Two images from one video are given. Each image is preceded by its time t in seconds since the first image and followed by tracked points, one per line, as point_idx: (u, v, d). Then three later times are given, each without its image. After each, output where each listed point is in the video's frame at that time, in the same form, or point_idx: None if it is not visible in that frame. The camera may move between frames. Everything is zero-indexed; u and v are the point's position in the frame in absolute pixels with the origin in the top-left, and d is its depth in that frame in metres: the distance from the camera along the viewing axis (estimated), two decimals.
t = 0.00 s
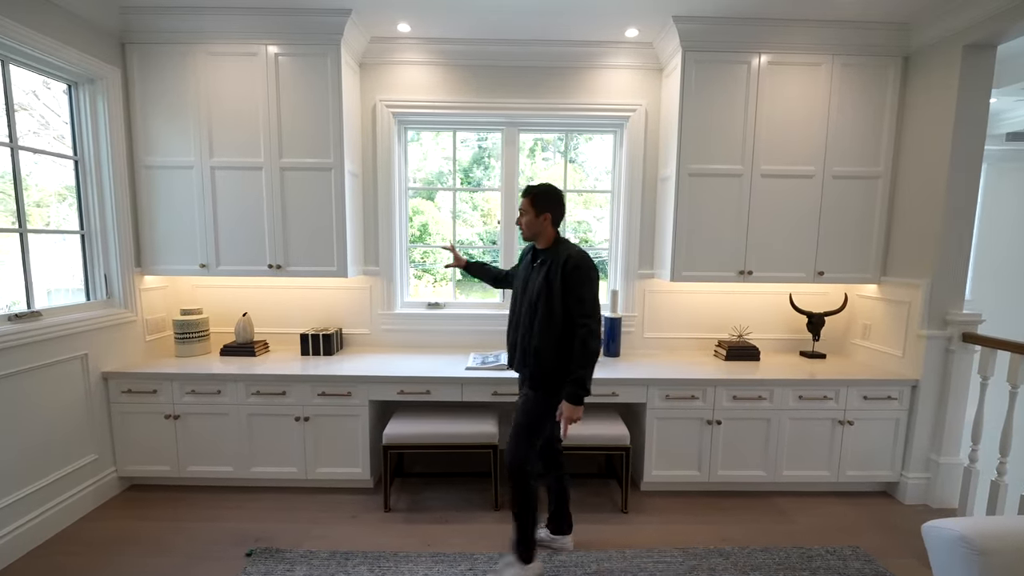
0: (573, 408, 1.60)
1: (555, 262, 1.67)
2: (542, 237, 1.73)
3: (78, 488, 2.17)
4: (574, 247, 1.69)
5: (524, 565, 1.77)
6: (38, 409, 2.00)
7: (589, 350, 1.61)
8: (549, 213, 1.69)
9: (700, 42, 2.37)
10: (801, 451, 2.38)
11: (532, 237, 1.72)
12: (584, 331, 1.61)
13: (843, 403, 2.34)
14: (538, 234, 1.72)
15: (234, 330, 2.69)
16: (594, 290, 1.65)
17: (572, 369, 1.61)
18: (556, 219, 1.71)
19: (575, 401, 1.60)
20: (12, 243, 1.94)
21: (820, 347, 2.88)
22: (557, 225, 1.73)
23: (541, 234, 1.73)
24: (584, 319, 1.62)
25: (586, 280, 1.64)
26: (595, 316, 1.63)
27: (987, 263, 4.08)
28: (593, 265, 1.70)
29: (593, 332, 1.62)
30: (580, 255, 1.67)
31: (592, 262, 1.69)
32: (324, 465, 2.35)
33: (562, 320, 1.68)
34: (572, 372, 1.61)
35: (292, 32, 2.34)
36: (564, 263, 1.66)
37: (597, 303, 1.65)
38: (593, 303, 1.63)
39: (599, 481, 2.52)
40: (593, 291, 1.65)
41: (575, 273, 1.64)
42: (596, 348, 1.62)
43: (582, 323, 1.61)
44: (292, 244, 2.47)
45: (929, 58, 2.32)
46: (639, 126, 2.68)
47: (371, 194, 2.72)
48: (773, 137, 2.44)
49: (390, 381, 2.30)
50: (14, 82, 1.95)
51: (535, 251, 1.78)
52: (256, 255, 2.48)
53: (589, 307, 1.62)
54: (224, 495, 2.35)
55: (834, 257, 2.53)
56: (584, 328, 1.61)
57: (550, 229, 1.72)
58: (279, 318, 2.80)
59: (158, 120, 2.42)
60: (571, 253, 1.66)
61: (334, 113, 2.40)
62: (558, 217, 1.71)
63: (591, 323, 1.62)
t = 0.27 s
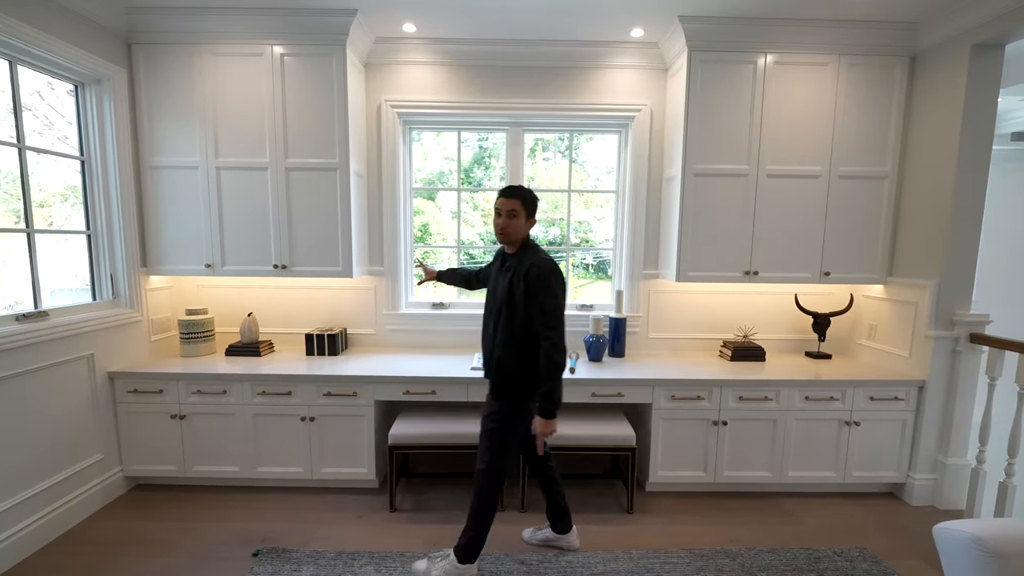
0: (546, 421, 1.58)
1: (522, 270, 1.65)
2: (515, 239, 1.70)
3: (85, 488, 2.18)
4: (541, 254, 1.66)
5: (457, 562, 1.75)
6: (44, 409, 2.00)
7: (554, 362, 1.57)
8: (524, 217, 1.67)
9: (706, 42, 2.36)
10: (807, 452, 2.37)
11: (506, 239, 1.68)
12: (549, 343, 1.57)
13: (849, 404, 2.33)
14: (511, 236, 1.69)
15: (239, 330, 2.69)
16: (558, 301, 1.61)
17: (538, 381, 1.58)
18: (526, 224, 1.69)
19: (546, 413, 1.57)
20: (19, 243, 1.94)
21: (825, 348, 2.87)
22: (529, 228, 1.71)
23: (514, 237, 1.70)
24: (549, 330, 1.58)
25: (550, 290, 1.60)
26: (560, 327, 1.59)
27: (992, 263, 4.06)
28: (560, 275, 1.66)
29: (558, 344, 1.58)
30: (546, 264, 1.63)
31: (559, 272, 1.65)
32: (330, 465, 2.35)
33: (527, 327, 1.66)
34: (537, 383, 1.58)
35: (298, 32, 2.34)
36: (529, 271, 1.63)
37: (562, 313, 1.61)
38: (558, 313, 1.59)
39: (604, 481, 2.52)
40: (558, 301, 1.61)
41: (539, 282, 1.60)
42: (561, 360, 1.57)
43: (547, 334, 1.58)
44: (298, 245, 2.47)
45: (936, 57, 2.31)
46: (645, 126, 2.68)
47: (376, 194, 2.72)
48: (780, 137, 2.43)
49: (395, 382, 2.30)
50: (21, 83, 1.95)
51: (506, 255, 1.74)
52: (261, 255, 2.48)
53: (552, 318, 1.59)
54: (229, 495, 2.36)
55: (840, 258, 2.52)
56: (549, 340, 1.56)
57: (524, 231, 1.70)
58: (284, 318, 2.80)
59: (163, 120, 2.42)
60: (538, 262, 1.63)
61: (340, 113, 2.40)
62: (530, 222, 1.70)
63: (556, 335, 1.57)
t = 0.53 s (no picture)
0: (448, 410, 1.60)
1: (478, 270, 1.65)
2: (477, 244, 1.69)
3: (94, 486, 2.19)
4: (501, 260, 1.62)
5: (463, 563, 1.75)
6: (54, 408, 2.02)
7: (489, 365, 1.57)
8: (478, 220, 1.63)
9: (714, 41, 2.36)
10: (815, 453, 2.36)
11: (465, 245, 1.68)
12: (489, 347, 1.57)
13: (857, 405, 2.32)
14: (471, 241, 1.68)
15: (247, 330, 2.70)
16: (512, 309, 1.57)
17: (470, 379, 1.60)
18: (488, 227, 1.66)
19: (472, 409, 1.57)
20: (31, 243, 1.96)
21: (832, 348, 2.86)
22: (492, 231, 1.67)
23: (475, 242, 1.69)
24: (492, 334, 1.57)
25: (503, 297, 1.57)
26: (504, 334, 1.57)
27: (1001, 263, 4.03)
28: (519, 284, 1.60)
29: (498, 349, 1.57)
30: (503, 271, 1.59)
31: (516, 278, 1.59)
32: (337, 464, 2.36)
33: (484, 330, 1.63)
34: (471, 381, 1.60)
35: (305, 33, 2.35)
36: (487, 273, 1.61)
37: (511, 322, 1.58)
38: (506, 321, 1.56)
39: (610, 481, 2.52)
40: (509, 309, 1.57)
41: (493, 287, 1.57)
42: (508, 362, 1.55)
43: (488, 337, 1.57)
44: (305, 245, 2.48)
45: (945, 56, 2.30)
46: (651, 126, 2.67)
47: (382, 195, 2.73)
48: (787, 136, 2.42)
49: (402, 381, 2.30)
50: (31, 84, 1.97)
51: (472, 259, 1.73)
52: (268, 255, 2.49)
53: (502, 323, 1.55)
54: (237, 494, 2.37)
55: (848, 258, 2.50)
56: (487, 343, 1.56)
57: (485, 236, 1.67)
58: (290, 318, 2.81)
59: (171, 121, 2.44)
60: (496, 266, 1.60)
61: (347, 114, 2.41)
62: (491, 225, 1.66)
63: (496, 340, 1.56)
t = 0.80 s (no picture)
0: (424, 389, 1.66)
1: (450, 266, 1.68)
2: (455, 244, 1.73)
3: (116, 482, 2.24)
4: (468, 256, 1.63)
5: (479, 563, 1.76)
6: (79, 405, 2.07)
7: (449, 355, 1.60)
8: (448, 219, 1.66)
9: (730, 40, 2.33)
10: (833, 457, 2.32)
11: (443, 246, 1.73)
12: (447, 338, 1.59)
13: (877, 408, 2.28)
14: (449, 242, 1.72)
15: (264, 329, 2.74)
16: (471, 303, 1.57)
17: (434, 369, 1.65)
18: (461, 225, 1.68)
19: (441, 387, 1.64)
20: (57, 244, 2.01)
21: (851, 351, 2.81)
22: (465, 229, 1.69)
23: (452, 242, 1.73)
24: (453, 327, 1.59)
25: (464, 290, 1.58)
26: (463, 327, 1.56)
27: None
28: (482, 279, 1.59)
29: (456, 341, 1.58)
30: (468, 265, 1.60)
31: (479, 268, 1.61)
32: (352, 463, 2.38)
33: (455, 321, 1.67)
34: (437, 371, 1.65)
35: (321, 36, 2.38)
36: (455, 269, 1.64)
37: (471, 315, 1.57)
38: (464, 314, 1.56)
39: (624, 484, 2.50)
40: (470, 303, 1.57)
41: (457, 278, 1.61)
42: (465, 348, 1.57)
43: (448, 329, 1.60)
44: (320, 246, 2.51)
45: (969, 52, 2.25)
46: (665, 126, 2.65)
47: (397, 196, 2.74)
48: (805, 136, 2.39)
49: (416, 382, 2.31)
50: (56, 90, 2.02)
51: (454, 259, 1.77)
52: (285, 256, 2.52)
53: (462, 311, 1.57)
54: (254, 492, 2.40)
55: (867, 258, 2.46)
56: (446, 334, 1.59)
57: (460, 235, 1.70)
58: (306, 318, 2.85)
59: (191, 124, 2.48)
60: (462, 261, 1.62)
61: (362, 116, 2.43)
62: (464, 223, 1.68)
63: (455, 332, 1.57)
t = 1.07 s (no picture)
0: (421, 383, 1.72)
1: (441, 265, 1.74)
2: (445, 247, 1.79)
3: (147, 474, 2.31)
4: (457, 253, 1.70)
5: (497, 565, 1.77)
6: (113, 400, 2.14)
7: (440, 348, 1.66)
8: (439, 222, 1.73)
9: (757, 34, 2.27)
10: (865, 465, 2.24)
11: (435, 248, 1.79)
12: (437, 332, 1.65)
13: (912, 415, 2.19)
14: (440, 245, 1.79)
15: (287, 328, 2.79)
16: (459, 296, 1.63)
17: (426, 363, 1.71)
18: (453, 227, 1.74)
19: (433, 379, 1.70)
20: (94, 245, 2.09)
21: (883, 355, 2.71)
22: (455, 232, 1.75)
23: (444, 244, 1.78)
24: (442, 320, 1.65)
25: (451, 284, 1.64)
26: (451, 319, 1.63)
27: None
28: (469, 274, 1.66)
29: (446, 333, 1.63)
30: (456, 261, 1.67)
31: (465, 262, 1.67)
32: (372, 461, 2.41)
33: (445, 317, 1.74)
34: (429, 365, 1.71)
35: (344, 40, 2.41)
36: (445, 267, 1.71)
37: (459, 308, 1.63)
38: (453, 307, 1.63)
39: (645, 488, 2.47)
40: (458, 296, 1.63)
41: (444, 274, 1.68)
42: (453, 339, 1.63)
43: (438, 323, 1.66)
44: (343, 246, 2.54)
45: (1014, 43, 2.13)
46: (689, 124, 2.60)
47: (417, 196, 2.76)
48: (835, 133, 2.31)
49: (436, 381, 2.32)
50: (94, 96, 2.09)
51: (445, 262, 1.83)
52: (308, 256, 2.57)
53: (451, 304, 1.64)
54: (278, 487, 2.45)
55: (902, 259, 2.36)
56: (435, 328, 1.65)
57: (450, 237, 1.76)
58: (328, 317, 2.89)
59: (219, 127, 2.55)
60: (451, 258, 1.69)
61: (384, 117, 2.45)
62: (456, 226, 1.74)
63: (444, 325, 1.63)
